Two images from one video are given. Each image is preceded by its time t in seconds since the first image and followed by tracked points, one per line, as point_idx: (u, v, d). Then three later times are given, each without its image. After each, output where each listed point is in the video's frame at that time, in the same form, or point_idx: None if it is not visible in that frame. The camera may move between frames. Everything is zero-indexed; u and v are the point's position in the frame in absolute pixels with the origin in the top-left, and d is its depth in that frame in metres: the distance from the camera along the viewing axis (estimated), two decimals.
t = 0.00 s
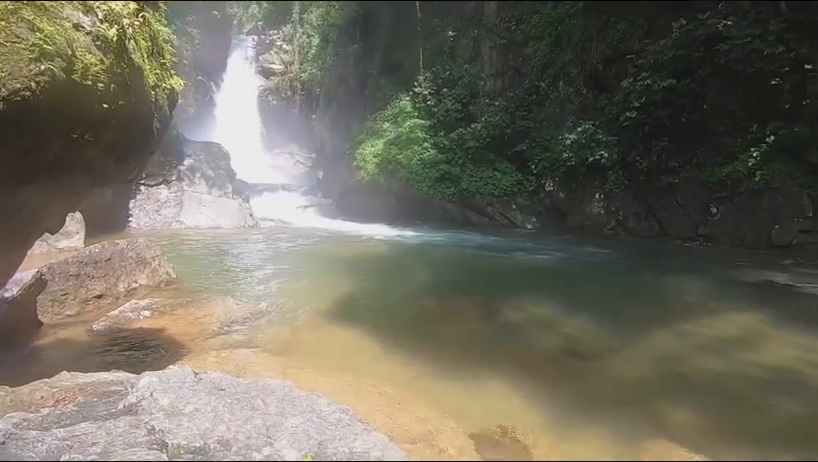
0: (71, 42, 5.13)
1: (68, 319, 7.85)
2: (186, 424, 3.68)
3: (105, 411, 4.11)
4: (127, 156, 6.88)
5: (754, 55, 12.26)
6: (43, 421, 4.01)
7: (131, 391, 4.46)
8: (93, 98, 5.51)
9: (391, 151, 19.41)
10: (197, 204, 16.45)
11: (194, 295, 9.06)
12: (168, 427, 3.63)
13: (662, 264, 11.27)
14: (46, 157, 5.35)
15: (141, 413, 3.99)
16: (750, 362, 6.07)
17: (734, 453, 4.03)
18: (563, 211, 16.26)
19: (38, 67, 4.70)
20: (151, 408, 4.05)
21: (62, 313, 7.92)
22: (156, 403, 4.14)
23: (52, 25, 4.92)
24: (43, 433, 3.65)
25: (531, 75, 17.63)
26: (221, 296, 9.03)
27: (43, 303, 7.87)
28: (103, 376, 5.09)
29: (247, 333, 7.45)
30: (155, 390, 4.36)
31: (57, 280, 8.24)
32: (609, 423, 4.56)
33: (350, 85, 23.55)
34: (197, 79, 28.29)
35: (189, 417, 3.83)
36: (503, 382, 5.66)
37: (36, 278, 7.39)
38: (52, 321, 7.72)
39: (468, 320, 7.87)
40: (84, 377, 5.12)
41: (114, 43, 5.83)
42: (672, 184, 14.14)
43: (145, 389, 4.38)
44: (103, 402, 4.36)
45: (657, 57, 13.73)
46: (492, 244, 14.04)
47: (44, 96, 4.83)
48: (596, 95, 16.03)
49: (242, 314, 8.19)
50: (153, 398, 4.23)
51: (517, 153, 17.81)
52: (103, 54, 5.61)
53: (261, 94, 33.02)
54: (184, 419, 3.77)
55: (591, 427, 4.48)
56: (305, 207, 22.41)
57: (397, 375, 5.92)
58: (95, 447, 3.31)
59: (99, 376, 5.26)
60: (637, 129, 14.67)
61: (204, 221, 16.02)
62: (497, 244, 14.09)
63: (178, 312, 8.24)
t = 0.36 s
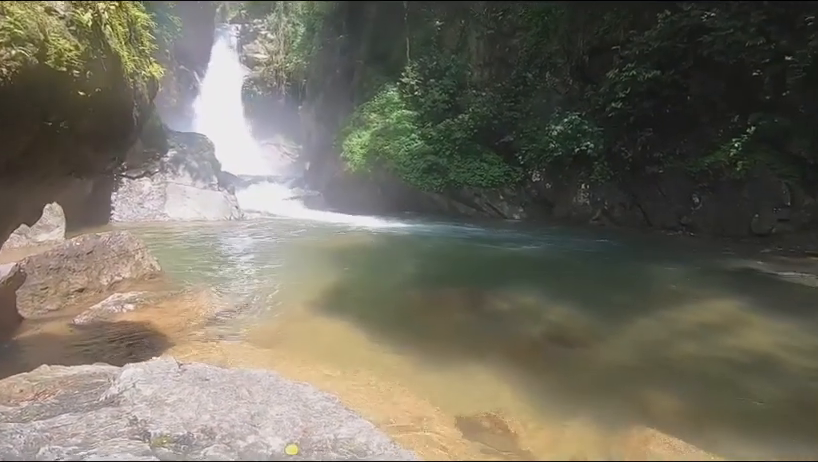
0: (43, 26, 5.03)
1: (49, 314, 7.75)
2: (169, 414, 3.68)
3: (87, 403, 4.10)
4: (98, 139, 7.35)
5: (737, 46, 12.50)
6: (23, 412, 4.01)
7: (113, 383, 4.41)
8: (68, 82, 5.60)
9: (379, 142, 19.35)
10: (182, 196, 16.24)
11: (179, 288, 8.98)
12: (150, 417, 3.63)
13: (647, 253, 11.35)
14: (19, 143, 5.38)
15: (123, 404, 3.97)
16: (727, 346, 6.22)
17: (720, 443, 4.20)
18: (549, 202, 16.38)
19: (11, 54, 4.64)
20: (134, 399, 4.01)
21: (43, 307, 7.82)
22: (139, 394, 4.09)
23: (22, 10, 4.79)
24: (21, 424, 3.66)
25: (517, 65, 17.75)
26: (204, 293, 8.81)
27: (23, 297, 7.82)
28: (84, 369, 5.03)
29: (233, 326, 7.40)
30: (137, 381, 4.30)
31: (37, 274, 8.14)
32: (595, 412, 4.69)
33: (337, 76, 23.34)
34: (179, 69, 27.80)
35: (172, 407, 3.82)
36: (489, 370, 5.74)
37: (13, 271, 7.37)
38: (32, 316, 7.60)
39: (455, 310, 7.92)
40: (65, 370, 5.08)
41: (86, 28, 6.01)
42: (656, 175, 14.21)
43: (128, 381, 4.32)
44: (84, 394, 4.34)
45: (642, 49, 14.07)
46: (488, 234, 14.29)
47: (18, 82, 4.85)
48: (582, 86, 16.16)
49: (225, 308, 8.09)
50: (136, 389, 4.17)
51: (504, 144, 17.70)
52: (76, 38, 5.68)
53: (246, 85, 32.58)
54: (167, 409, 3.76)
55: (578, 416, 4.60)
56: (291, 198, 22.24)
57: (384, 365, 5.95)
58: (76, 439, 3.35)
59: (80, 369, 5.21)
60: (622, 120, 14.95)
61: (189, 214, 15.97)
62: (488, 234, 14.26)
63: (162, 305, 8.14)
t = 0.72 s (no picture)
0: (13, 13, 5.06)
1: (28, 310, 7.62)
2: (151, 407, 3.66)
3: (67, 398, 4.06)
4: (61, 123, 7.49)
5: (719, 42, 12.65)
6: (1, 409, 4.01)
7: (94, 377, 4.35)
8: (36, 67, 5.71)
9: (366, 135, 19.01)
10: (165, 190, 16.03)
11: (162, 283, 8.82)
12: (132, 411, 3.62)
13: (634, 246, 11.41)
14: None
15: (104, 398, 3.94)
16: (707, 336, 6.35)
17: (703, 431, 4.32)
18: (536, 195, 16.43)
19: None
20: (115, 394, 3.96)
21: (22, 304, 7.70)
22: (120, 388, 4.05)
23: None
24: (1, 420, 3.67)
25: (505, 59, 17.80)
26: (195, 283, 8.87)
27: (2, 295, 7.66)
28: (65, 364, 4.94)
29: (221, 319, 7.30)
30: (119, 375, 4.24)
31: (17, 271, 7.96)
32: (579, 401, 4.78)
33: (323, 68, 23.15)
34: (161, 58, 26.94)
35: (154, 400, 3.79)
36: (475, 361, 5.80)
37: None
38: (12, 312, 7.49)
39: (441, 304, 7.96)
40: (44, 366, 4.98)
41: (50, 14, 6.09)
42: (640, 168, 14.43)
43: (109, 375, 4.27)
44: (64, 389, 4.31)
45: (627, 43, 14.18)
46: (477, 228, 14.35)
47: None
48: (568, 80, 16.21)
49: (212, 303, 7.92)
50: (118, 383, 4.13)
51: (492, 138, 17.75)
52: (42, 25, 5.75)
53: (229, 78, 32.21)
54: (148, 403, 3.74)
55: (564, 407, 4.68)
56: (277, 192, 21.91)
57: (370, 358, 5.97)
58: (55, 434, 3.36)
59: (60, 364, 5.13)
60: (608, 115, 15.06)
61: (173, 208, 15.79)
62: (477, 228, 14.34)
63: (146, 300, 7.92)
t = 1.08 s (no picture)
0: None
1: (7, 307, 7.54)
2: (133, 402, 3.60)
3: (46, 396, 4.03)
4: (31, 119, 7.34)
5: (700, 37, 12.77)
6: None
7: (75, 375, 4.20)
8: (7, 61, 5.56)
9: (353, 130, 19.06)
10: (149, 186, 15.84)
11: (146, 280, 8.72)
12: (113, 406, 3.56)
13: (620, 240, 11.48)
14: None
15: (85, 395, 3.85)
16: (690, 326, 6.44)
17: (684, 419, 4.40)
18: (523, 190, 16.46)
19: None
20: (96, 390, 3.88)
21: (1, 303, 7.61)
22: (101, 385, 3.94)
23: None
24: None
25: (491, 54, 17.79)
26: (182, 279, 8.82)
27: None
28: (45, 362, 4.91)
29: (207, 316, 7.28)
30: (100, 372, 4.12)
31: None
32: (563, 392, 4.87)
33: (309, 62, 23.00)
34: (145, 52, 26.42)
35: (136, 395, 3.71)
36: (463, 355, 5.85)
37: None
38: None
39: (429, 297, 8.05)
40: (23, 365, 4.90)
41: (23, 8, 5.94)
42: (625, 162, 14.53)
43: (90, 372, 4.14)
44: (43, 387, 4.27)
45: (612, 38, 14.30)
46: (464, 222, 14.40)
47: None
48: (554, 75, 16.27)
49: (197, 299, 7.89)
50: (99, 380, 4.01)
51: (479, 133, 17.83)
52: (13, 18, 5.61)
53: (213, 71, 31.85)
54: (131, 398, 3.67)
55: (549, 398, 4.75)
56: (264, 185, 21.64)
57: (359, 354, 5.97)
58: (34, 431, 3.36)
59: (39, 363, 5.04)
60: (593, 109, 15.20)
61: (157, 204, 15.59)
62: (466, 223, 14.39)
63: (129, 297, 7.83)
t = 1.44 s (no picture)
0: None
1: None
2: (117, 397, 3.57)
3: (28, 393, 3.95)
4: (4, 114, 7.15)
5: (685, 32, 12.97)
6: None
7: (57, 371, 4.12)
8: None
9: (341, 125, 18.91)
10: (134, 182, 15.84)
11: (131, 276, 8.64)
12: (96, 400, 3.54)
13: (607, 233, 11.53)
14: None
15: (67, 390, 3.79)
16: (674, 316, 6.52)
17: (667, 406, 4.46)
18: (512, 184, 16.49)
19: None
20: (79, 385, 3.81)
21: None
22: (84, 380, 3.87)
23: None
24: None
25: (479, 49, 17.74)
26: (170, 275, 8.74)
27: None
28: (28, 359, 4.87)
29: (195, 312, 7.26)
30: (83, 367, 4.04)
31: None
32: (547, 381, 4.94)
33: (297, 56, 22.90)
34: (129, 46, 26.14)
35: (120, 390, 3.67)
36: (451, 347, 5.87)
37: None
38: None
39: (418, 290, 8.10)
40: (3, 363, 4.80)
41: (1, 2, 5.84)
42: (611, 155, 14.61)
43: (72, 367, 4.06)
44: (25, 384, 4.23)
45: (599, 32, 14.40)
46: (452, 216, 14.40)
47: None
48: (542, 69, 16.37)
49: (183, 295, 7.83)
50: (81, 375, 3.93)
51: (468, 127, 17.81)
52: None
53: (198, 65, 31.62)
54: (114, 393, 3.63)
55: (533, 389, 4.78)
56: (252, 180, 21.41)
57: (346, 348, 5.96)
58: (15, 426, 3.36)
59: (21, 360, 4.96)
60: (580, 103, 15.33)
61: (143, 200, 15.43)
62: (454, 217, 14.40)
63: (114, 294, 7.75)
